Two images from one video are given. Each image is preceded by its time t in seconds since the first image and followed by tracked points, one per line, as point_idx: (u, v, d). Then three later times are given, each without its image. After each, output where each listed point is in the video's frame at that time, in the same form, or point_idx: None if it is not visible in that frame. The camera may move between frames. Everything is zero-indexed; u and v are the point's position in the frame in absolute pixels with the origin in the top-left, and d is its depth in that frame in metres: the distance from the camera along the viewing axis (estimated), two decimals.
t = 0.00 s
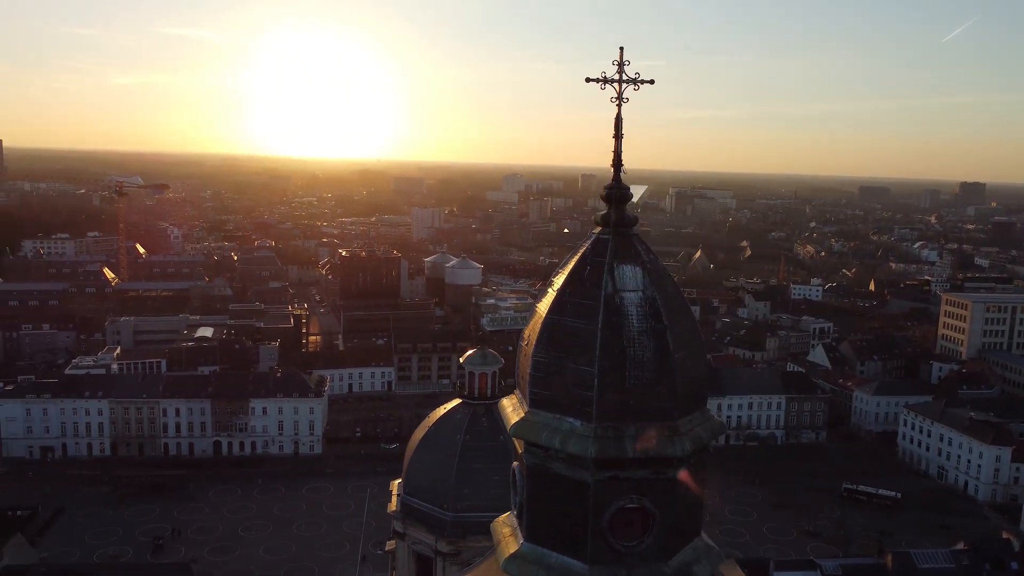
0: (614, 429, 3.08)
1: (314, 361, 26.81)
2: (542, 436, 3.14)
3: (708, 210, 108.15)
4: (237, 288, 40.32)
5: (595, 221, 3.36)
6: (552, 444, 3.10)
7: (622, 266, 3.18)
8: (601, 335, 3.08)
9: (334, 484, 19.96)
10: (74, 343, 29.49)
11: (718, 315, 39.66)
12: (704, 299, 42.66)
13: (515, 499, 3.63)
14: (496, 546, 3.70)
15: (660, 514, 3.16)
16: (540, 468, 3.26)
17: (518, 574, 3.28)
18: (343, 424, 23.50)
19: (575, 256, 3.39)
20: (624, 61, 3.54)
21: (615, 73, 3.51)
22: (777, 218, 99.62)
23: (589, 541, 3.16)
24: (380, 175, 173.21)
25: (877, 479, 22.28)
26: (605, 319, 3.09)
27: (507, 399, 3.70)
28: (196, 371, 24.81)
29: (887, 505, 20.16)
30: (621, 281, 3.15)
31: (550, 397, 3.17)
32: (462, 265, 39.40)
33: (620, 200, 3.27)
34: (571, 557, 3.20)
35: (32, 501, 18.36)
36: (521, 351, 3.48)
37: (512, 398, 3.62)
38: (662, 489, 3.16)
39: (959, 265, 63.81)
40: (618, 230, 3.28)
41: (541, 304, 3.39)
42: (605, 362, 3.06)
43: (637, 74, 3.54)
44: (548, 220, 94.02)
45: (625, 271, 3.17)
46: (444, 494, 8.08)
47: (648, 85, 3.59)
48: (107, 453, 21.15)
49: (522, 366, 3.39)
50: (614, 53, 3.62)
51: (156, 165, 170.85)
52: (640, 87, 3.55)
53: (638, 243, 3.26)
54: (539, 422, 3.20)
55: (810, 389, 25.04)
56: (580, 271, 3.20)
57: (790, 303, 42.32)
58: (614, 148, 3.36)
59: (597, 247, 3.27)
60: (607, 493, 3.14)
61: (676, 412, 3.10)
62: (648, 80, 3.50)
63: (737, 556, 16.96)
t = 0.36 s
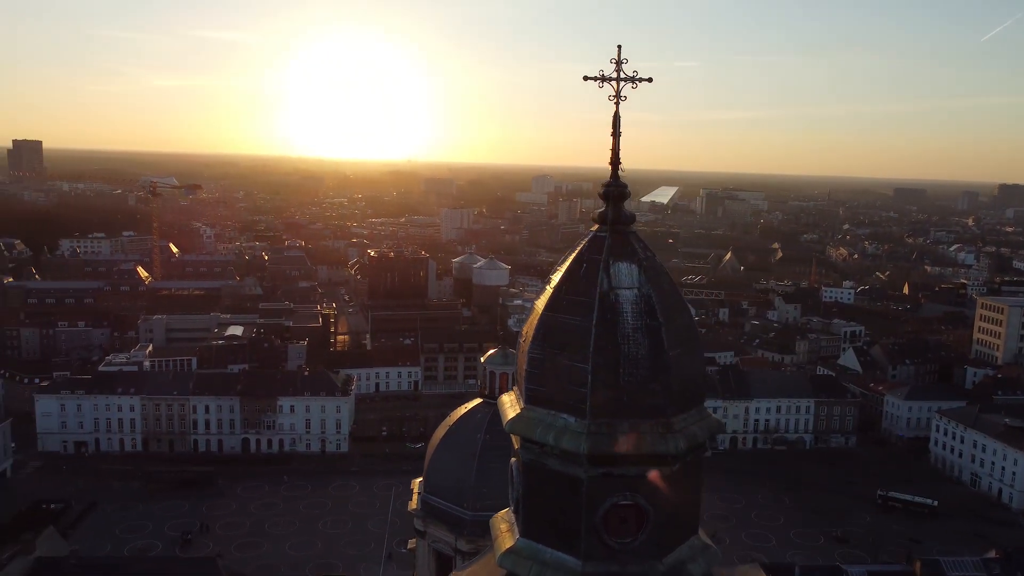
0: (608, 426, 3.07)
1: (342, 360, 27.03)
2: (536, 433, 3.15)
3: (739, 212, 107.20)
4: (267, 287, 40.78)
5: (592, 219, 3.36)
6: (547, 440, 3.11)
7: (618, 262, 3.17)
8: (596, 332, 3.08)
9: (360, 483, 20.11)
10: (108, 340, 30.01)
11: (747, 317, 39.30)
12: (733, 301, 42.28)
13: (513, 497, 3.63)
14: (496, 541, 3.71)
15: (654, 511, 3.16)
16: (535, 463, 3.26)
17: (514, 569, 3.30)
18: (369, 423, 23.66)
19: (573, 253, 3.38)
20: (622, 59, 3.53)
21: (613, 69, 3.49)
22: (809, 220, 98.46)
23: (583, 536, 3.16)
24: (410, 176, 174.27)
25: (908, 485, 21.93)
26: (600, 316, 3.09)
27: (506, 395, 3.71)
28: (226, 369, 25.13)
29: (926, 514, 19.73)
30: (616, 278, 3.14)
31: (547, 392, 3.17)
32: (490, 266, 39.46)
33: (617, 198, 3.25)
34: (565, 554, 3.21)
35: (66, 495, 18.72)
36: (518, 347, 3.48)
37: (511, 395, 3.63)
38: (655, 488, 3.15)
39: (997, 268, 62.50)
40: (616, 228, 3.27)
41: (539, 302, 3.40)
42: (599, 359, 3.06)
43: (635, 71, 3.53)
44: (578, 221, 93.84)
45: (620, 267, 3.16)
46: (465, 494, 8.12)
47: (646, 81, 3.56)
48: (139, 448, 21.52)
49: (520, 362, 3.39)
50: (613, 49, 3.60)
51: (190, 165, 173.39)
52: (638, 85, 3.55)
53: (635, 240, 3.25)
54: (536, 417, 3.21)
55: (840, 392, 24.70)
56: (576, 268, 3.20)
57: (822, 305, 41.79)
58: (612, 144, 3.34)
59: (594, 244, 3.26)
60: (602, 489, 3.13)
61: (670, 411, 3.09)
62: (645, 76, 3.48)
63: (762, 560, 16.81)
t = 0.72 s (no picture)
0: (602, 422, 3.09)
1: (376, 359, 27.26)
2: (530, 427, 3.17)
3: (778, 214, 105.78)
4: (304, 287, 41.29)
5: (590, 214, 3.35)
6: (541, 434, 3.13)
7: (614, 259, 3.17)
8: (590, 327, 3.09)
9: (392, 481, 20.26)
10: (149, 337, 30.64)
11: (784, 320, 38.79)
12: (769, 304, 41.75)
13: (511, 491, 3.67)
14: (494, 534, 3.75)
15: (648, 507, 3.17)
16: (530, 457, 3.29)
17: (509, 562, 3.33)
18: (402, 421, 23.84)
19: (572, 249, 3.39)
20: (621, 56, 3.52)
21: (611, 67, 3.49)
22: (850, 222, 96.82)
23: (577, 531, 3.19)
24: (447, 176, 175.08)
25: (948, 494, 21.45)
26: (594, 312, 3.10)
27: (505, 390, 3.73)
28: (262, 367, 25.51)
29: (971, 524, 19.22)
30: (612, 274, 3.15)
31: (541, 387, 3.19)
32: (524, 267, 39.48)
33: (615, 193, 3.25)
34: (560, 548, 3.25)
35: (106, 488, 19.17)
36: (516, 342, 3.50)
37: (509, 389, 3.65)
38: (650, 483, 3.17)
39: None
40: (613, 224, 3.27)
41: (536, 296, 3.41)
42: (594, 354, 3.07)
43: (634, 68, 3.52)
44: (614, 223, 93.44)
45: (616, 264, 3.16)
46: (489, 492, 8.16)
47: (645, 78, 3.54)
48: (177, 443, 21.94)
49: (517, 356, 3.41)
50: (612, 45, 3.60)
51: (230, 166, 176.14)
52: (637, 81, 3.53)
53: (631, 236, 3.24)
54: (530, 412, 3.23)
55: (878, 398, 24.25)
56: (572, 264, 3.21)
57: (861, 309, 41.08)
58: (611, 140, 3.34)
59: (591, 240, 3.26)
60: (595, 484, 3.15)
61: (665, 407, 3.09)
62: (645, 72, 3.47)
63: (795, 567, 16.61)
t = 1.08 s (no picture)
0: (596, 418, 3.19)
1: (404, 358, 27.41)
2: (526, 423, 3.28)
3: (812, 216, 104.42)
4: (334, 286, 41.65)
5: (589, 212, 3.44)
6: (535, 429, 3.24)
7: (610, 256, 3.27)
8: (585, 323, 3.18)
9: (418, 480, 20.36)
10: (182, 335, 31.13)
11: (817, 323, 38.29)
12: (802, 306, 41.24)
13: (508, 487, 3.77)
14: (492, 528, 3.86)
15: (642, 503, 3.27)
16: (526, 453, 3.39)
17: (504, 556, 3.44)
18: (429, 421, 23.95)
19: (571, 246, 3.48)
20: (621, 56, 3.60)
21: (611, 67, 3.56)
22: (887, 224, 95.25)
23: (571, 525, 3.30)
24: (478, 177, 175.43)
25: (983, 502, 21.03)
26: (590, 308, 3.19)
27: (505, 387, 3.84)
28: (292, 365, 25.78)
29: (1010, 534, 18.79)
30: (608, 271, 3.24)
31: (537, 383, 3.29)
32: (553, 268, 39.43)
33: (612, 191, 3.33)
34: (554, 543, 3.35)
35: (139, 482, 19.54)
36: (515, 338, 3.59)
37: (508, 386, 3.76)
38: (644, 479, 3.27)
39: None
40: (611, 220, 3.35)
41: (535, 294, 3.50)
42: (589, 350, 3.17)
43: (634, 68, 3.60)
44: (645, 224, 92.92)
45: (612, 261, 3.26)
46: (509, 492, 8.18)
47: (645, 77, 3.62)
48: (207, 440, 22.27)
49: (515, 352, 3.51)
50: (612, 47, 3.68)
51: (265, 167, 178.23)
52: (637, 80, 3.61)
53: (629, 234, 3.33)
54: (525, 408, 3.33)
55: (911, 403, 23.83)
56: (569, 261, 3.30)
57: (896, 312, 40.38)
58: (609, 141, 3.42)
59: (588, 237, 3.35)
60: (589, 479, 3.26)
61: (658, 403, 3.18)
62: (643, 72, 3.56)
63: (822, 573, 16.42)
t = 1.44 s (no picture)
0: (590, 414, 3.25)
1: (432, 358, 27.53)
2: (522, 418, 3.35)
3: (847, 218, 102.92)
4: (364, 286, 41.95)
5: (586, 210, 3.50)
6: (531, 425, 3.31)
7: (606, 254, 3.32)
8: (579, 321, 3.24)
9: (444, 479, 20.44)
10: (214, 333, 31.56)
11: (850, 327, 37.74)
12: (835, 309, 40.68)
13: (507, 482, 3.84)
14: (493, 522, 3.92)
15: (636, 498, 3.31)
16: (523, 448, 3.45)
17: (500, 549, 3.50)
18: (456, 420, 24.04)
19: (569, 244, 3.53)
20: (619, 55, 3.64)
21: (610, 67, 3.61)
22: (924, 227, 93.59)
23: (566, 519, 3.36)
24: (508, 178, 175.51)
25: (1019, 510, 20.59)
26: (584, 306, 3.25)
27: (505, 383, 3.90)
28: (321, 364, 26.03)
29: None
30: (604, 268, 3.29)
31: (534, 379, 3.36)
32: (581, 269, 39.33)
33: (609, 190, 3.38)
34: (549, 538, 3.40)
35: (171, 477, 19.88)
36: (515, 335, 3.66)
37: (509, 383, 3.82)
38: (638, 475, 3.32)
39: None
40: (609, 218, 3.41)
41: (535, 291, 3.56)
42: (583, 347, 3.23)
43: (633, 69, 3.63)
44: (677, 226, 92.25)
45: (608, 258, 3.31)
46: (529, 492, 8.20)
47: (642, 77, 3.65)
48: (238, 436, 22.59)
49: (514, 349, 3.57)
50: (611, 49, 3.74)
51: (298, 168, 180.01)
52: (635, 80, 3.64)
53: (624, 232, 3.38)
54: (522, 404, 3.40)
55: (946, 409, 23.39)
56: (566, 259, 3.36)
57: (932, 317, 39.66)
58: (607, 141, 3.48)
59: (586, 235, 3.41)
60: (584, 474, 3.32)
61: (652, 401, 3.23)
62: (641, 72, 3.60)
63: None
